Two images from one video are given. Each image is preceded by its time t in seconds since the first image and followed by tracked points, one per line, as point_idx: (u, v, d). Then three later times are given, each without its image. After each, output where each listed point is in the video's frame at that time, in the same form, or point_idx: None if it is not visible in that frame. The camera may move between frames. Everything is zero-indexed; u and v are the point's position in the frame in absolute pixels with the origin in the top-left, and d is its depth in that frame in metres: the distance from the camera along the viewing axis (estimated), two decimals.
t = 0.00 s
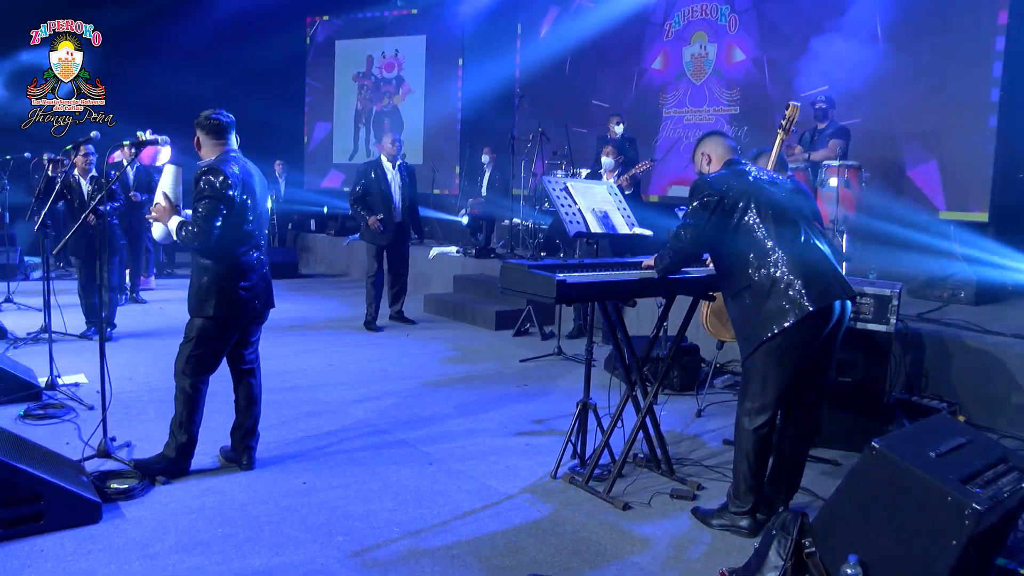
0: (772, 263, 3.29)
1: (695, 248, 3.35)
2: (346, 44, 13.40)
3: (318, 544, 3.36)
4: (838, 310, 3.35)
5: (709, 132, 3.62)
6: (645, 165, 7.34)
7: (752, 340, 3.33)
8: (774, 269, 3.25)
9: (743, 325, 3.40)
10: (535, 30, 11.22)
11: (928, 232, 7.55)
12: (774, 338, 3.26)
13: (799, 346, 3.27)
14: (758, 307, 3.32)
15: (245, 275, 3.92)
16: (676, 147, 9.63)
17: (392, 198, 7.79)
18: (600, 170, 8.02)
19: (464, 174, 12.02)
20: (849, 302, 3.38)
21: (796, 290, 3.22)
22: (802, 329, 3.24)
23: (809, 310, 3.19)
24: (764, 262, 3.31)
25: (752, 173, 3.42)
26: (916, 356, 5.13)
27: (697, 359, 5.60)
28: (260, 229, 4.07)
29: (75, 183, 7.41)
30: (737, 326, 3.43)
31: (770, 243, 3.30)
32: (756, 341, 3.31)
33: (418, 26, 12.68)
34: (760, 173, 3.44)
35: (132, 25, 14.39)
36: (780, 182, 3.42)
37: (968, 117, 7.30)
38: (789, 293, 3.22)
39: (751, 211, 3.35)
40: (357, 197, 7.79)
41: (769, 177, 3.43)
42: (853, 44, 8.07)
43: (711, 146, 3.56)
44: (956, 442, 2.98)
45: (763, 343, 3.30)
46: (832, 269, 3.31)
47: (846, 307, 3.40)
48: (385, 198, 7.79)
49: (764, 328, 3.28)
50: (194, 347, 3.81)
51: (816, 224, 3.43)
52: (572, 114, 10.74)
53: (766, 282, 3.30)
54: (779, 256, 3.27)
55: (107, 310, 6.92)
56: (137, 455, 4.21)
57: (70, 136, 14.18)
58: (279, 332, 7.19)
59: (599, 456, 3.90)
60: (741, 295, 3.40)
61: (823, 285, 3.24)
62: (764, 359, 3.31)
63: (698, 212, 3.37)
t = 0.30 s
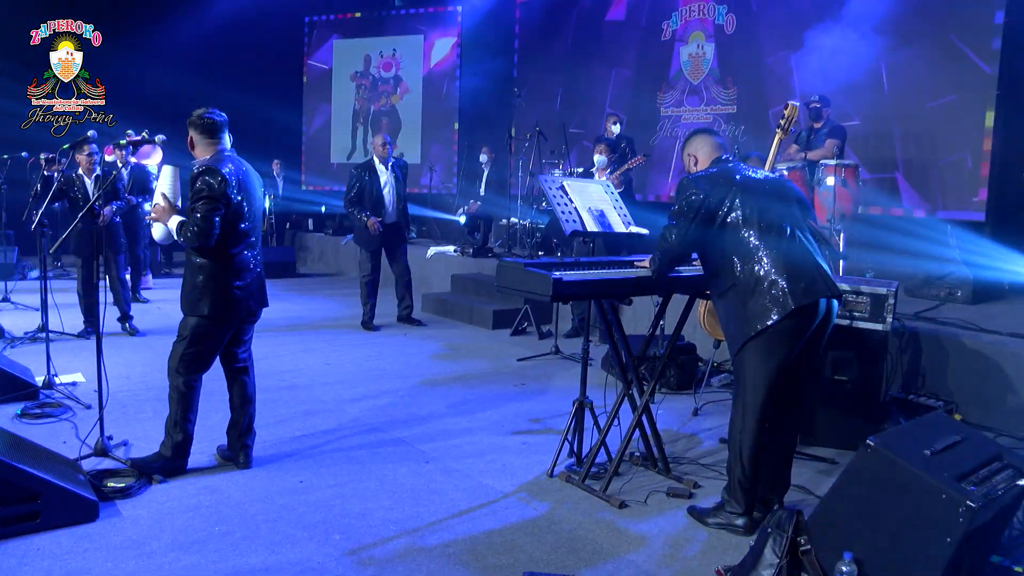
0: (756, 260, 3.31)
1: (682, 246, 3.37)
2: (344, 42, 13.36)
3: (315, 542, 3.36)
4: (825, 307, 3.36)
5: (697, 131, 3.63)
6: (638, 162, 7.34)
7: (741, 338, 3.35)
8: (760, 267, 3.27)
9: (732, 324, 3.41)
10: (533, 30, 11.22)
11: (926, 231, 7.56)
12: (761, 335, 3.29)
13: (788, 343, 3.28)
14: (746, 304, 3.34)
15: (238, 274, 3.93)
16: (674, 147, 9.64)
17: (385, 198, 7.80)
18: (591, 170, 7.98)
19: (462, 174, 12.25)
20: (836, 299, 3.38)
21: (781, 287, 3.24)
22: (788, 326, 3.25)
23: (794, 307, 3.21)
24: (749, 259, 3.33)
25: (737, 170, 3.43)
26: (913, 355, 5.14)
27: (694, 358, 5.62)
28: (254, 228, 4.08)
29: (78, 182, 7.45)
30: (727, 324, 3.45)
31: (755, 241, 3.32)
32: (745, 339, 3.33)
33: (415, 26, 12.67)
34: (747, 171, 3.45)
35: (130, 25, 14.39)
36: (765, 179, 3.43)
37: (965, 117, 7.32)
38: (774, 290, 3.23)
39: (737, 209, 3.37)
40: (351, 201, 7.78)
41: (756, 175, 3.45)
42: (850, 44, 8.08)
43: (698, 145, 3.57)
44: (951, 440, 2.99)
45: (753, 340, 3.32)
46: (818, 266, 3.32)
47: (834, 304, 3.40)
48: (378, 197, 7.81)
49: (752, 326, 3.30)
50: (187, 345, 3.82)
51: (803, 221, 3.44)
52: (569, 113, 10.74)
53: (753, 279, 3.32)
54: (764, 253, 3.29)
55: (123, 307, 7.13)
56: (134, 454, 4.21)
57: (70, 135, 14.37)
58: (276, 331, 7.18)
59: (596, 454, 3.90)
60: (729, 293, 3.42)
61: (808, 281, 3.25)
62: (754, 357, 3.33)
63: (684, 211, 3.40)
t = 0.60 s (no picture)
0: (754, 257, 3.32)
1: (679, 243, 3.37)
2: (341, 42, 13.35)
3: (310, 540, 3.36)
4: (822, 304, 3.38)
5: (692, 130, 3.64)
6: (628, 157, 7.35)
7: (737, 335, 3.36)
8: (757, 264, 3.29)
9: (728, 321, 3.42)
10: (529, 29, 11.23)
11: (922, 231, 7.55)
12: (758, 331, 3.30)
13: (785, 340, 3.29)
14: (743, 301, 3.35)
15: (236, 272, 3.95)
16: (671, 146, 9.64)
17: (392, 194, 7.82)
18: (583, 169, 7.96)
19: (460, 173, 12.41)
20: (832, 296, 3.40)
21: (778, 284, 3.25)
22: (786, 323, 3.26)
23: (792, 303, 3.22)
24: (746, 256, 3.34)
25: (733, 168, 3.44)
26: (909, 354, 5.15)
27: (690, 357, 5.63)
28: (251, 227, 4.09)
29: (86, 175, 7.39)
30: (723, 321, 3.46)
31: (752, 238, 3.33)
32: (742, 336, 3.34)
33: (412, 26, 12.67)
34: (744, 169, 3.47)
35: (128, 25, 14.39)
36: (761, 178, 3.44)
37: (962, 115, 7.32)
38: (771, 286, 3.25)
39: (735, 206, 3.38)
40: (359, 195, 7.83)
41: (753, 173, 3.46)
42: (846, 43, 8.08)
43: (694, 144, 3.58)
44: (946, 437, 3.00)
45: (750, 337, 3.33)
46: (814, 263, 3.34)
47: (830, 301, 3.42)
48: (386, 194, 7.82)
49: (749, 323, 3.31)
50: (184, 342, 3.83)
51: (800, 218, 3.46)
52: (566, 112, 10.75)
53: (750, 276, 3.33)
54: (761, 250, 3.30)
55: (128, 305, 7.19)
56: (130, 452, 4.22)
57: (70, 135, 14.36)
58: (273, 330, 7.19)
59: (592, 452, 3.91)
60: (726, 290, 3.43)
61: (805, 278, 3.27)
62: (751, 354, 3.33)
63: (681, 208, 3.39)
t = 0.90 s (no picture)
0: (748, 254, 3.33)
1: (673, 240, 3.37)
2: (338, 41, 13.35)
3: (305, 538, 3.37)
4: (814, 302, 3.40)
5: (686, 129, 3.65)
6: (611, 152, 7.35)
7: (731, 331, 3.37)
8: (752, 261, 3.29)
9: (722, 318, 3.43)
10: (526, 28, 11.24)
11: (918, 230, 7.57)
12: (752, 328, 3.30)
13: (779, 336, 3.30)
14: (737, 298, 3.35)
15: (231, 271, 3.95)
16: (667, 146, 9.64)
17: (387, 195, 7.82)
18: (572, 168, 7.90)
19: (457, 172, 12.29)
20: (824, 293, 3.42)
21: (772, 281, 3.26)
22: (780, 319, 3.27)
23: (785, 300, 3.23)
24: (740, 253, 3.35)
25: (727, 166, 3.45)
26: (903, 352, 5.15)
27: (685, 355, 5.64)
28: (246, 226, 4.10)
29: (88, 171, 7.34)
30: (716, 318, 3.46)
31: (746, 235, 3.34)
32: (736, 333, 3.35)
33: (409, 25, 12.68)
34: (738, 167, 3.48)
35: (126, 24, 14.40)
36: (755, 176, 3.45)
37: (957, 114, 7.33)
38: (766, 284, 3.26)
39: (729, 204, 3.39)
40: (354, 195, 7.81)
41: (748, 172, 3.47)
42: (842, 42, 8.09)
43: (688, 142, 3.58)
44: (937, 434, 3.01)
45: (743, 334, 3.33)
46: (807, 260, 3.35)
47: (822, 299, 3.44)
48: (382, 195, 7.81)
49: (743, 320, 3.32)
50: (179, 340, 3.83)
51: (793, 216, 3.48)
52: (562, 111, 10.76)
53: (744, 273, 3.34)
54: (756, 248, 3.31)
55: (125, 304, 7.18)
56: (126, 450, 4.23)
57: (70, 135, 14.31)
58: (269, 329, 7.19)
59: (586, 450, 3.91)
60: (720, 287, 3.43)
61: (799, 275, 3.28)
62: (745, 351, 3.34)
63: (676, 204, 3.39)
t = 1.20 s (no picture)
0: (740, 254, 3.34)
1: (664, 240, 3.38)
2: (335, 41, 13.35)
3: (300, 536, 3.38)
4: (807, 299, 3.40)
5: (677, 129, 3.66)
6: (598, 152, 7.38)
7: (724, 331, 3.38)
8: (743, 259, 3.30)
9: (715, 317, 3.44)
10: (523, 27, 11.26)
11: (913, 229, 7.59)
12: (746, 327, 3.31)
13: (772, 335, 3.31)
14: (729, 297, 3.36)
15: (226, 270, 3.96)
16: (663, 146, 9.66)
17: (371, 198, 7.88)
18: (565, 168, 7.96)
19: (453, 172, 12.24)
20: (817, 291, 3.43)
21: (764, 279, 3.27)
22: (773, 317, 3.28)
23: (778, 298, 3.24)
24: (732, 252, 3.36)
25: (718, 166, 3.46)
26: (898, 351, 5.17)
27: (680, 354, 5.65)
28: (242, 225, 4.11)
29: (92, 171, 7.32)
30: (710, 316, 3.47)
31: (737, 234, 3.35)
32: (730, 332, 3.35)
33: (406, 25, 12.69)
34: (729, 166, 3.48)
35: (123, 24, 14.40)
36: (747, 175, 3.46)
37: (950, 113, 7.36)
38: (757, 282, 3.26)
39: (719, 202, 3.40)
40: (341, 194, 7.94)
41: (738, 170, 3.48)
42: (836, 42, 8.12)
43: (679, 142, 3.60)
44: (930, 432, 3.01)
45: (737, 333, 3.34)
46: (799, 258, 3.36)
47: (815, 296, 3.45)
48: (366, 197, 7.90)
49: (736, 318, 3.32)
50: (174, 339, 3.83)
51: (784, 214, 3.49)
52: (558, 110, 10.79)
53: (736, 272, 3.34)
54: (747, 246, 3.32)
55: (121, 302, 7.17)
56: (121, 449, 4.23)
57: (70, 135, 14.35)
58: (265, 329, 7.19)
59: (581, 448, 3.93)
60: (713, 286, 3.43)
61: (791, 273, 3.29)
62: (739, 349, 3.34)
63: (667, 204, 3.40)
